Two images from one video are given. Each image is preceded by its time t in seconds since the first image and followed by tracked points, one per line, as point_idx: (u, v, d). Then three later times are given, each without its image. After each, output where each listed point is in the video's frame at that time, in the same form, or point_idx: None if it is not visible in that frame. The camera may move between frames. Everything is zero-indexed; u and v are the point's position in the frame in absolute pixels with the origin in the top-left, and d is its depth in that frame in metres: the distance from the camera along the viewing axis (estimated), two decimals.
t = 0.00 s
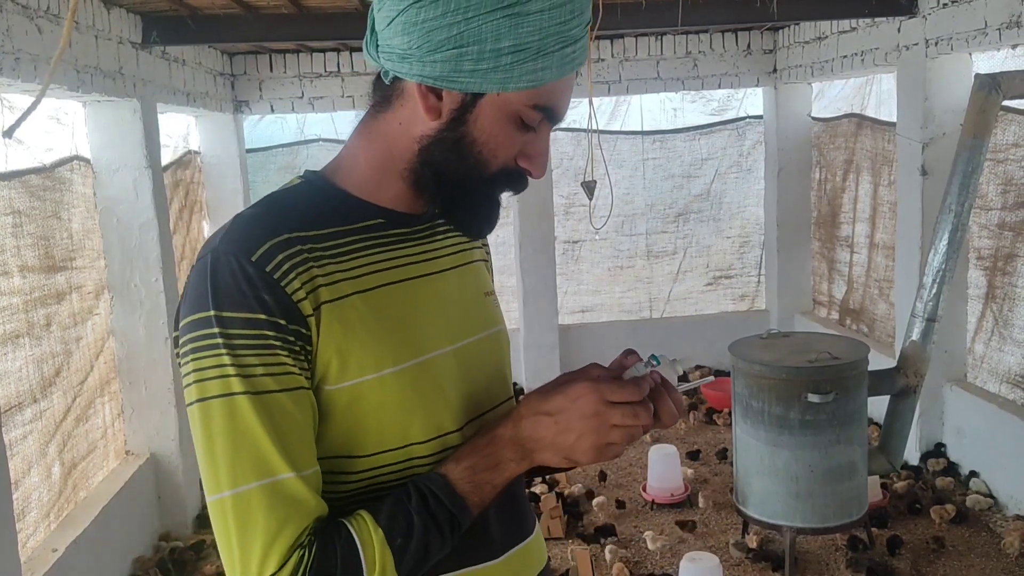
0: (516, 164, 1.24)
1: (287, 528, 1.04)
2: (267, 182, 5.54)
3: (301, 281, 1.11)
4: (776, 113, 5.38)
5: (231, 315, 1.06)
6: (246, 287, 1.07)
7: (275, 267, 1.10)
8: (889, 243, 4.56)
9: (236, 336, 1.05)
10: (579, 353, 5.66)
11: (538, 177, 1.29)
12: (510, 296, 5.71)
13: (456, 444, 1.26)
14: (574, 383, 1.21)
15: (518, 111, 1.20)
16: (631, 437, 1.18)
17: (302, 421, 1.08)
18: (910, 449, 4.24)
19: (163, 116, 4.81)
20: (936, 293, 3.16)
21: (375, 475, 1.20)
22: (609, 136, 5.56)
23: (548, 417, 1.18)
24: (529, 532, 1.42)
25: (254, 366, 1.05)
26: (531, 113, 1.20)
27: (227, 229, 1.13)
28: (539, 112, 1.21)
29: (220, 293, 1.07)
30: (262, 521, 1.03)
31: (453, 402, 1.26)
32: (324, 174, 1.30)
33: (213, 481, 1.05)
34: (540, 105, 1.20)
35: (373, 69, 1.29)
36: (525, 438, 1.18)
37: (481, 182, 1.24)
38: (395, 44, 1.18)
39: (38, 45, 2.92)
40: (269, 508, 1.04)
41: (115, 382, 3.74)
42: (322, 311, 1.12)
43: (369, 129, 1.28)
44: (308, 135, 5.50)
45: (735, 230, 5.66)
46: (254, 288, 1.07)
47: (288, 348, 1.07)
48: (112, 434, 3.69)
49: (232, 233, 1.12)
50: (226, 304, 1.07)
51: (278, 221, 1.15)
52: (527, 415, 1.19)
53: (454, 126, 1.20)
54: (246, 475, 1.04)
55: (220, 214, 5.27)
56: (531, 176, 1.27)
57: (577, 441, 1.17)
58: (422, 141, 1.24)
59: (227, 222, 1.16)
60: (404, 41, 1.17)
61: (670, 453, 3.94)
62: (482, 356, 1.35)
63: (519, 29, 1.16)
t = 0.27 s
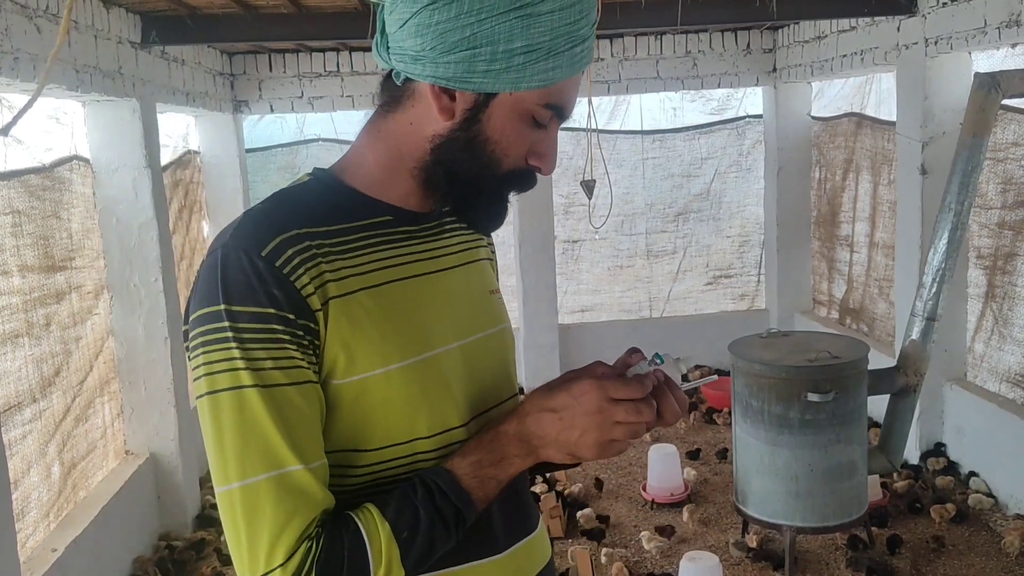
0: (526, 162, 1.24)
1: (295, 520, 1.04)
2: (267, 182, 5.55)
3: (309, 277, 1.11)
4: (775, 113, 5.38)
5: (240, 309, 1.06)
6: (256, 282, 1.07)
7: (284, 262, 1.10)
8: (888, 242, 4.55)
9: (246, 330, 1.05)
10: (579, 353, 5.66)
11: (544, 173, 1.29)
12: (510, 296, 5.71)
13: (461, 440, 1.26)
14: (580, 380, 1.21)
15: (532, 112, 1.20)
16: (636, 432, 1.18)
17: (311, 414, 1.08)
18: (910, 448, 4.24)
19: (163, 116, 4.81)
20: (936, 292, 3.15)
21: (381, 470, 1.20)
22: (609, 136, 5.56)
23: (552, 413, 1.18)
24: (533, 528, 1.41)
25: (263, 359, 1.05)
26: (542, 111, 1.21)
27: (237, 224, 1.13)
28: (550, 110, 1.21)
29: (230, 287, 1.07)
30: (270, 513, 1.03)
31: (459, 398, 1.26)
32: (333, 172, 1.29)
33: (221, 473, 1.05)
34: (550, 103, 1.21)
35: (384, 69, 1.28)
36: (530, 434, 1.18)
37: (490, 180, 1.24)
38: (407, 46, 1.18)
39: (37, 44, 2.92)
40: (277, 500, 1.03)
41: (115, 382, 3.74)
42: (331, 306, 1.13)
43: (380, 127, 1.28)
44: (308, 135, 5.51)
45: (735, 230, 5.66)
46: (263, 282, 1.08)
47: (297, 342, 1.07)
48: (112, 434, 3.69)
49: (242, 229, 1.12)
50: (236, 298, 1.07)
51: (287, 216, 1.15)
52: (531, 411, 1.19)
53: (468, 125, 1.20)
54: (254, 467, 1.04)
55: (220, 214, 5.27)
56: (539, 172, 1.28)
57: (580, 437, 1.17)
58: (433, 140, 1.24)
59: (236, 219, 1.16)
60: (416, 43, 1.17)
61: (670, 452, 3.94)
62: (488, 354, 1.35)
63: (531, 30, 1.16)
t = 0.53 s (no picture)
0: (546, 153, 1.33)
1: (307, 520, 1.04)
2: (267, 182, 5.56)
3: (323, 275, 1.11)
4: (775, 112, 5.38)
5: (258, 307, 1.06)
6: (273, 279, 1.07)
7: (301, 260, 1.10)
8: (888, 241, 4.56)
9: (262, 327, 1.05)
10: (579, 353, 5.66)
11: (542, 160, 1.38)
12: (510, 295, 5.70)
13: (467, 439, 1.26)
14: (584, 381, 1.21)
15: (553, 115, 1.30)
16: (636, 433, 1.18)
17: (323, 414, 1.08)
18: (910, 448, 4.23)
19: (163, 116, 4.81)
20: (936, 292, 3.15)
21: (388, 468, 1.20)
22: (609, 136, 5.55)
23: (556, 415, 1.17)
24: (536, 527, 1.42)
25: (278, 358, 1.05)
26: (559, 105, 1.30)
27: (252, 219, 1.13)
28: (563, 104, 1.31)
29: (246, 284, 1.07)
30: (282, 513, 1.03)
31: (466, 398, 1.27)
32: (344, 167, 1.28)
33: (233, 471, 1.04)
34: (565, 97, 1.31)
35: (410, 77, 1.24)
36: (534, 436, 1.18)
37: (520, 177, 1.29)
38: (466, 63, 1.18)
39: (37, 44, 2.92)
40: (289, 500, 1.04)
41: (115, 382, 3.74)
42: (345, 304, 1.13)
43: (398, 130, 1.24)
44: (308, 135, 5.53)
45: (734, 229, 5.66)
46: (280, 280, 1.07)
47: (312, 341, 1.07)
48: (112, 434, 3.69)
49: (257, 225, 1.12)
50: (253, 295, 1.06)
51: (301, 213, 1.15)
52: (536, 411, 1.19)
53: (514, 132, 1.24)
54: (267, 467, 1.04)
55: (220, 214, 5.27)
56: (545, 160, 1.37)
57: (584, 438, 1.17)
58: (473, 148, 1.24)
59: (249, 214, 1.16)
60: (477, 60, 1.18)
61: (670, 452, 3.94)
62: (494, 353, 1.35)
63: (570, 41, 1.25)
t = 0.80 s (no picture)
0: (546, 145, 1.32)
1: (337, 523, 1.04)
2: (266, 182, 5.56)
3: (352, 274, 1.12)
4: (775, 112, 5.39)
5: (292, 304, 1.05)
6: (306, 275, 1.06)
7: (332, 258, 1.10)
8: (888, 241, 4.56)
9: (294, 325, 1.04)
10: (579, 352, 5.66)
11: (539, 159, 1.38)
12: (510, 295, 5.70)
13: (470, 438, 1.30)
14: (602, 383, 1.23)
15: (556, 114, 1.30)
16: (658, 431, 1.20)
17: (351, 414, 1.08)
18: (910, 448, 4.23)
19: (163, 116, 4.82)
20: (935, 291, 3.15)
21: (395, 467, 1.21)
22: (608, 135, 5.55)
23: (582, 419, 1.19)
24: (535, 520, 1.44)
25: (311, 357, 1.04)
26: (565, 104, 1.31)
27: (281, 213, 1.12)
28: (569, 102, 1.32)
29: (280, 280, 1.06)
30: (313, 515, 1.03)
31: (473, 398, 1.29)
32: (355, 161, 1.27)
33: (262, 471, 1.04)
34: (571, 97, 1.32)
35: (422, 74, 1.22)
36: (562, 440, 1.19)
37: (524, 171, 1.29)
38: (482, 59, 1.17)
39: (37, 44, 2.92)
40: (319, 501, 1.03)
41: (114, 382, 3.74)
42: (369, 304, 1.13)
43: (411, 128, 1.23)
44: (307, 135, 5.51)
45: (734, 229, 5.66)
46: (316, 277, 1.07)
47: (342, 340, 1.08)
48: (112, 434, 3.68)
49: (286, 220, 1.11)
50: (286, 292, 1.06)
51: (326, 208, 1.15)
52: (559, 415, 1.20)
53: (522, 129, 1.24)
54: (298, 468, 1.03)
55: (220, 214, 5.27)
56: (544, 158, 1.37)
57: (611, 439, 1.18)
58: (484, 144, 1.23)
59: (270, 209, 1.15)
60: (490, 57, 1.17)
61: (670, 452, 3.94)
62: (495, 353, 1.38)
63: (577, 41, 1.26)
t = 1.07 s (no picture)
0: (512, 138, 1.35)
1: (375, 532, 1.02)
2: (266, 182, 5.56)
3: (338, 280, 1.15)
4: (774, 112, 5.39)
5: (287, 312, 1.06)
6: (297, 283, 1.08)
7: (320, 265, 1.13)
8: (887, 241, 4.56)
9: (293, 334, 1.05)
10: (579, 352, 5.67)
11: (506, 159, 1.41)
12: (510, 295, 5.71)
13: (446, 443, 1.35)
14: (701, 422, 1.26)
15: (522, 105, 1.32)
16: (742, 474, 1.18)
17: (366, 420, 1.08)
18: (910, 447, 4.23)
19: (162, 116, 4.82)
20: (935, 290, 3.14)
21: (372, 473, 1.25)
22: (608, 135, 5.55)
23: (665, 440, 1.21)
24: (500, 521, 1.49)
25: (316, 363, 1.05)
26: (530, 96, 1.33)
27: (259, 226, 1.13)
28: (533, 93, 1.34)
29: (269, 290, 1.07)
30: (349, 525, 1.01)
31: (450, 402, 1.35)
32: (322, 167, 1.27)
33: (284, 487, 1.01)
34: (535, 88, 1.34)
35: (384, 72, 1.23)
36: (643, 457, 1.20)
37: (489, 168, 1.31)
38: (446, 55, 1.19)
39: (37, 44, 2.92)
40: (354, 510, 1.01)
41: (114, 382, 3.74)
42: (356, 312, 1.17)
43: (377, 129, 1.25)
44: (307, 134, 5.51)
45: (734, 229, 5.66)
46: (307, 284, 1.09)
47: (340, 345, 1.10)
48: (112, 434, 3.68)
49: (267, 231, 1.12)
50: (279, 301, 1.06)
51: (308, 217, 1.16)
52: (646, 436, 1.22)
53: (489, 124, 1.27)
54: (326, 479, 1.01)
55: (220, 214, 5.27)
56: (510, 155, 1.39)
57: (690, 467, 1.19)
58: (451, 142, 1.26)
59: (246, 223, 1.15)
60: (454, 52, 1.19)
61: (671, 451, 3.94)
62: (463, 357, 1.44)
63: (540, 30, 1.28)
